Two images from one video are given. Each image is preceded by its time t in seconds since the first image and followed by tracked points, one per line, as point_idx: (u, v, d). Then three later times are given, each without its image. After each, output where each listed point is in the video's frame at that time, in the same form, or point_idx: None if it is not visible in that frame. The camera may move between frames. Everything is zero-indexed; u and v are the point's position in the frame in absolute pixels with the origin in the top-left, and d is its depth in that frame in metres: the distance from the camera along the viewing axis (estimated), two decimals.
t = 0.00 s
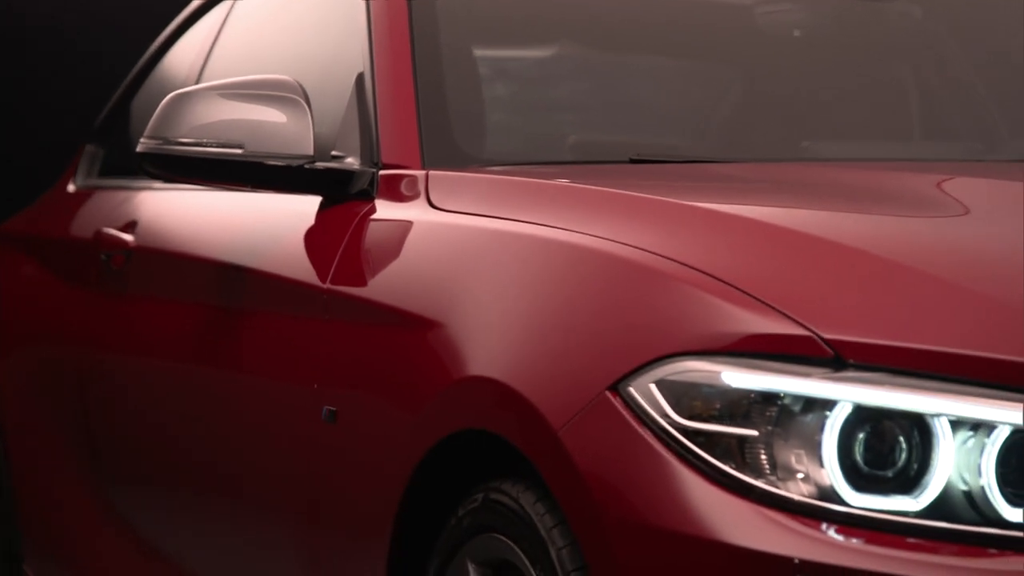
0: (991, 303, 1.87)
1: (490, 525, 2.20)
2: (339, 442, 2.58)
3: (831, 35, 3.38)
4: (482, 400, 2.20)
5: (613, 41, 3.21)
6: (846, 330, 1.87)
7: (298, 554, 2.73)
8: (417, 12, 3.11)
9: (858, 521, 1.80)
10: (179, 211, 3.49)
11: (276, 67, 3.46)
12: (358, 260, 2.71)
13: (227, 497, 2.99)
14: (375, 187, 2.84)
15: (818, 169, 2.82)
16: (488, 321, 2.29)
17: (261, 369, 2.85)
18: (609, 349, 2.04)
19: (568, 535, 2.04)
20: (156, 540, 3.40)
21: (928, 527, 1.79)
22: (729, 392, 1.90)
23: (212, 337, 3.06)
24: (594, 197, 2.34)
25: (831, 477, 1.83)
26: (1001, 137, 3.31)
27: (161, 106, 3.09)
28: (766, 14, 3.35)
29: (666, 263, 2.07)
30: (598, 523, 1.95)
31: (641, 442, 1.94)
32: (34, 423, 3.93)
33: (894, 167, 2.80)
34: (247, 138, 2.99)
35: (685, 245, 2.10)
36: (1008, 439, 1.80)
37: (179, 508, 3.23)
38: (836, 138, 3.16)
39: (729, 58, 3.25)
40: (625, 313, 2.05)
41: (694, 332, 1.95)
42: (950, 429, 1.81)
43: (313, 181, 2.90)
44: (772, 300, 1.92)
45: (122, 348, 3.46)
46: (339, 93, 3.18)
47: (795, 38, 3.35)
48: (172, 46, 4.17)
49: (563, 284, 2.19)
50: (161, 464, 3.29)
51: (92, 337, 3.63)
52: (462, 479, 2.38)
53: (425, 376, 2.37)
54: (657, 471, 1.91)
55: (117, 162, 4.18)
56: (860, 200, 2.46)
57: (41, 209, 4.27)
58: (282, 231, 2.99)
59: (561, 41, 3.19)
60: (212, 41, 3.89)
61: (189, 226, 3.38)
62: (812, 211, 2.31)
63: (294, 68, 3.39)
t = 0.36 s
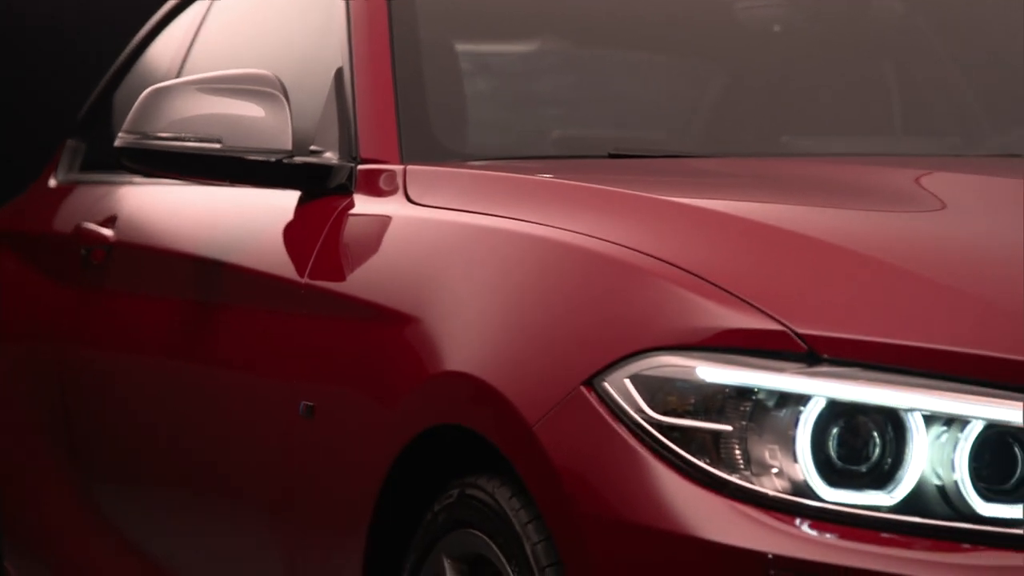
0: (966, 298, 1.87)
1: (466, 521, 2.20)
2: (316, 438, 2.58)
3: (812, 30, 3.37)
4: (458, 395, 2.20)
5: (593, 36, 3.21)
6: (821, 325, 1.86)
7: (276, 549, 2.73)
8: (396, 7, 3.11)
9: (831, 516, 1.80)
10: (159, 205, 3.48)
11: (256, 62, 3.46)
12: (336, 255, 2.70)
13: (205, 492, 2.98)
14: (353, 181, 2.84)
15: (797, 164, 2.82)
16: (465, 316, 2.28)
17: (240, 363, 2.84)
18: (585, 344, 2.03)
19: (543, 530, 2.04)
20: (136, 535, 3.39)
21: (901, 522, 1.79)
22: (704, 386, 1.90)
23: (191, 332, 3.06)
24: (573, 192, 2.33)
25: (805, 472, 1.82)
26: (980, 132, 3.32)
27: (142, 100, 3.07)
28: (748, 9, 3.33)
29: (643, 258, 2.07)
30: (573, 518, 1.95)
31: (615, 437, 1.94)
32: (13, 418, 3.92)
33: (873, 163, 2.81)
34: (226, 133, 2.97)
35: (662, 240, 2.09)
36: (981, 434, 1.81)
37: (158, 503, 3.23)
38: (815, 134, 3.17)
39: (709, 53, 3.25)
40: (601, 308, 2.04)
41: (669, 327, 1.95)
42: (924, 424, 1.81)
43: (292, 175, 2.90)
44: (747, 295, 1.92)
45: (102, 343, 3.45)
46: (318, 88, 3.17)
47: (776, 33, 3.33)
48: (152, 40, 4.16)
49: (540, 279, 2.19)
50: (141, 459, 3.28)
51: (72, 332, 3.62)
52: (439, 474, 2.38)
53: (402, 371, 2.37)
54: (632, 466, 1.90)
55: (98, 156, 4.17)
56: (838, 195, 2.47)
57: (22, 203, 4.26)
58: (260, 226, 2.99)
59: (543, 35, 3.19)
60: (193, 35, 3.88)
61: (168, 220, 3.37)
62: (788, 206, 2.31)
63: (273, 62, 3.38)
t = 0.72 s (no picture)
0: (941, 293, 1.86)
1: (440, 516, 2.19)
2: (292, 433, 2.57)
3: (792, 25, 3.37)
4: (433, 390, 2.20)
5: (572, 31, 3.21)
6: (794, 320, 1.86)
7: (252, 545, 2.72)
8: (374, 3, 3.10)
9: (803, 511, 1.80)
10: (137, 199, 3.48)
11: (234, 56, 3.45)
12: (314, 250, 2.70)
13: (183, 488, 2.98)
14: (330, 175, 2.83)
15: (774, 159, 2.82)
16: (441, 311, 2.27)
17: (217, 358, 2.83)
18: (559, 339, 2.03)
19: (516, 526, 2.03)
20: (113, 531, 3.39)
21: (874, 517, 1.78)
22: (677, 381, 1.89)
23: (168, 327, 3.05)
24: (551, 188, 2.33)
25: (777, 467, 1.82)
26: (960, 125, 3.31)
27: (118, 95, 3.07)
28: (726, 3, 3.34)
29: (619, 254, 2.06)
30: (546, 514, 1.95)
31: (588, 432, 1.93)
32: None
33: (850, 157, 2.80)
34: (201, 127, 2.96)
35: (638, 236, 2.09)
36: (953, 428, 1.80)
37: (136, 499, 3.22)
38: (794, 128, 3.16)
39: (689, 48, 3.25)
40: (576, 304, 2.04)
41: (643, 322, 1.94)
42: (896, 420, 1.80)
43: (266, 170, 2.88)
44: (721, 290, 1.92)
45: (80, 338, 3.44)
46: (295, 82, 3.17)
47: (755, 28, 3.33)
48: (133, 35, 4.16)
49: (516, 275, 2.18)
50: (118, 454, 3.27)
51: (50, 328, 3.61)
52: (414, 469, 2.37)
53: (377, 366, 2.36)
54: (604, 461, 1.90)
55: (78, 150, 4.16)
56: (815, 190, 2.46)
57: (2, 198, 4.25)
58: (238, 221, 2.98)
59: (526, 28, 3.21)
60: (173, 29, 3.87)
61: (147, 215, 3.37)
62: (765, 201, 2.31)
63: (252, 57, 3.37)
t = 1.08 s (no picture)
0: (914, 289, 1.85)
1: (413, 512, 2.19)
2: (267, 429, 2.57)
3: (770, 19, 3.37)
4: (406, 385, 2.19)
5: (550, 26, 3.23)
6: (765, 315, 1.85)
7: (228, 541, 2.72)
8: None
9: (775, 506, 1.79)
10: (114, 193, 3.47)
11: (211, 50, 3.44)
12: (289, 245, 2.69)
13: (158, 484, 2.97)
14: (307, 171, 2.83)
15: (750, 154, 2.82)
16: (415, 306, 2.27)
17: (193, 353, 2.83)
18: (532, 334, 2.02)
19: (488, 522, 2.03)
20: (90, 528, 3.38)
21: (845, 512, 1.78)
22: (650, 377, 1.89)
23: (145, 323, 3.04)
24: (527, 183, 2.32)
25: (748, 462, 1.82)
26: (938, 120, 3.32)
27: (92, 90, 3.06)
28: None
29: (592, 249, 2.06)
30: (518, 510, 1.94)
31: (560, 427, 1.93)
32: None
33: (826, 153, 2.80)
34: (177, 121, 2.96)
35: (612, 231, 2.08)
36: (924, 424, 1.80)
37: (113, 495, 3.21)
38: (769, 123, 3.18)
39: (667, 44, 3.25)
40: (548, 299, 2.03)
41: (615, 317, 1.94)
42: (867, 415, 1.80)
43: (241, 164, 2.86)
44: (693, 285, 1.91)
45: (57, 333, 3.43)
46: (272, 77, 3.16)
47: (732, 23, 3.32)
48: (113, 29, 4.15)
49: (490, 269, 2.18)
50: (95, 450, 3.26)
51: (27, 323, 3.60)
52: (388, 465, 2.36)
53: (352, 360, 2.35)
54: (576, 456, 1.89)
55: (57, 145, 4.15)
56: (790, 185, 2.46)
57: None
58: (214, 216, 2.98)
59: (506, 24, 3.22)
60: (152, 23, 3.86)
61: (123, 210, 3.36)
62: (740, 196, 2.31)
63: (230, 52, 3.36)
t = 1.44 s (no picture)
0: (884, 285, 1.85)
1: (385, 508, 2.18)
2: (240, 425, 2.56)
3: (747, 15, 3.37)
4: (378, 382, 2.18)
5: (526, 23, 3.23)
6: (735, 311, 1.85)
7: (202, 537, 2.71)
8: None
9: (744, 503, 1.79)
10: (90, 189, 3.45)
11: (188, 44, 3.43)
12: (264, 239, 2.68)
13: (133, 479, 2.96)
14: (281, 166, 2.82)
15: (726, 150, 2.82)
16: (387, 302, 2.26)
17: (167, 349, 2.82)
18: (503, 330, 2.02)
19: (459, 518, 2.02)
20: (66, 524, 3.36)
21: (814, 508, 1.78)
22: (620, 373, 1.89)
23: (120, 318, 3.03)
24: (501, 179, 2.32)
25: (718, 458, 1.82)
26: (915, 116, 3.32)
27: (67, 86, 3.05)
28: None
29: (564, 245, 2.06)
30: (488, 506, 1.94)
31: (530, 423, 1.92)
32: None
33: (802, 148, 2.80)
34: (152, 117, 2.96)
35: (584, 227, 2.08)
36: (894, 420, 1.79)
37: (89, 491, 3.20)
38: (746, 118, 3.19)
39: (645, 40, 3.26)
40: (520, 295, 2.03)
41: (585, 313, 1.94)
42: (837, 411, 1.80)
43: (215, 161, 2.85)
44: (663, 281, 1.91)
45: (34, 329, 3.42)
46: (248, 72, 3.15)
47: (710, 18, 3.34)
48: (91, 24, 4.13)
49: (463, 266, 2.17)
50: (71, 446, 3.25)
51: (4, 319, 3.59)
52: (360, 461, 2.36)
53: (325, 356, 2.35)
54: (546, 452, 1.89)
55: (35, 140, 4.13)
56: (765, 180, 2.46)
57: None
58: (189, 212, 2.97)
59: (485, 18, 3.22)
60: (130, 18, 3.85)
61: (100, 205, 3.35)
62: (713, 191, 2.31)
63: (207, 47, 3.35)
